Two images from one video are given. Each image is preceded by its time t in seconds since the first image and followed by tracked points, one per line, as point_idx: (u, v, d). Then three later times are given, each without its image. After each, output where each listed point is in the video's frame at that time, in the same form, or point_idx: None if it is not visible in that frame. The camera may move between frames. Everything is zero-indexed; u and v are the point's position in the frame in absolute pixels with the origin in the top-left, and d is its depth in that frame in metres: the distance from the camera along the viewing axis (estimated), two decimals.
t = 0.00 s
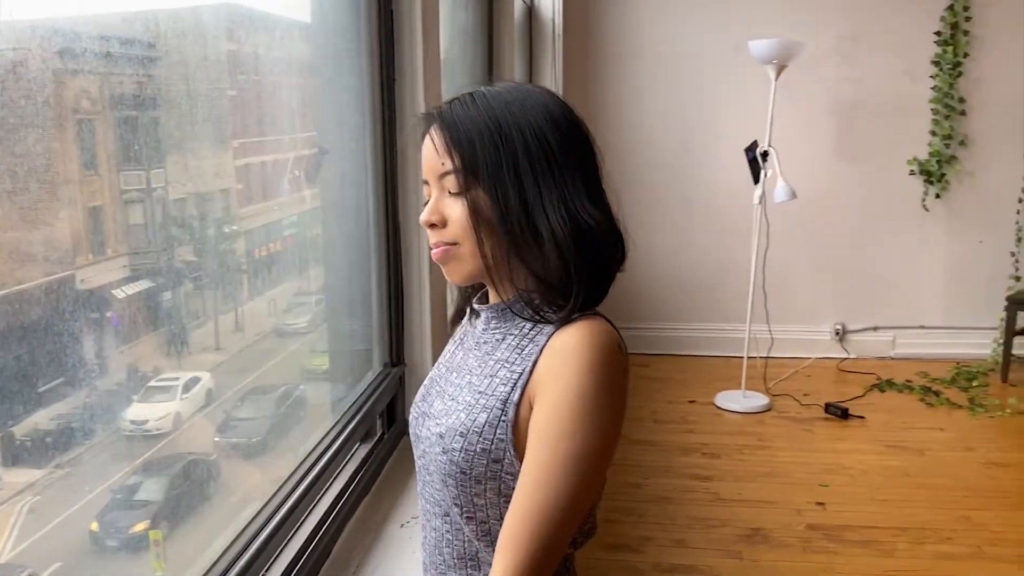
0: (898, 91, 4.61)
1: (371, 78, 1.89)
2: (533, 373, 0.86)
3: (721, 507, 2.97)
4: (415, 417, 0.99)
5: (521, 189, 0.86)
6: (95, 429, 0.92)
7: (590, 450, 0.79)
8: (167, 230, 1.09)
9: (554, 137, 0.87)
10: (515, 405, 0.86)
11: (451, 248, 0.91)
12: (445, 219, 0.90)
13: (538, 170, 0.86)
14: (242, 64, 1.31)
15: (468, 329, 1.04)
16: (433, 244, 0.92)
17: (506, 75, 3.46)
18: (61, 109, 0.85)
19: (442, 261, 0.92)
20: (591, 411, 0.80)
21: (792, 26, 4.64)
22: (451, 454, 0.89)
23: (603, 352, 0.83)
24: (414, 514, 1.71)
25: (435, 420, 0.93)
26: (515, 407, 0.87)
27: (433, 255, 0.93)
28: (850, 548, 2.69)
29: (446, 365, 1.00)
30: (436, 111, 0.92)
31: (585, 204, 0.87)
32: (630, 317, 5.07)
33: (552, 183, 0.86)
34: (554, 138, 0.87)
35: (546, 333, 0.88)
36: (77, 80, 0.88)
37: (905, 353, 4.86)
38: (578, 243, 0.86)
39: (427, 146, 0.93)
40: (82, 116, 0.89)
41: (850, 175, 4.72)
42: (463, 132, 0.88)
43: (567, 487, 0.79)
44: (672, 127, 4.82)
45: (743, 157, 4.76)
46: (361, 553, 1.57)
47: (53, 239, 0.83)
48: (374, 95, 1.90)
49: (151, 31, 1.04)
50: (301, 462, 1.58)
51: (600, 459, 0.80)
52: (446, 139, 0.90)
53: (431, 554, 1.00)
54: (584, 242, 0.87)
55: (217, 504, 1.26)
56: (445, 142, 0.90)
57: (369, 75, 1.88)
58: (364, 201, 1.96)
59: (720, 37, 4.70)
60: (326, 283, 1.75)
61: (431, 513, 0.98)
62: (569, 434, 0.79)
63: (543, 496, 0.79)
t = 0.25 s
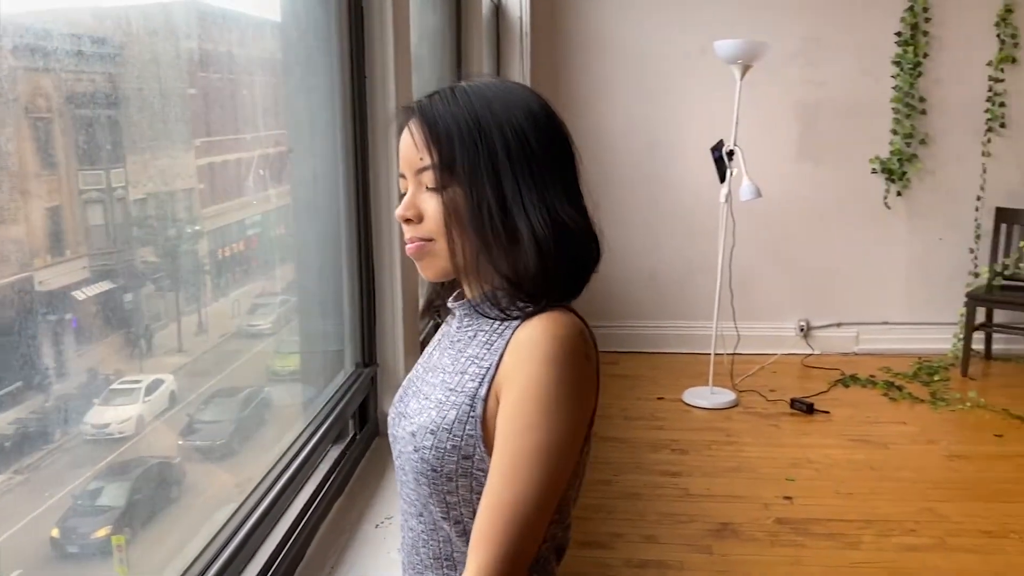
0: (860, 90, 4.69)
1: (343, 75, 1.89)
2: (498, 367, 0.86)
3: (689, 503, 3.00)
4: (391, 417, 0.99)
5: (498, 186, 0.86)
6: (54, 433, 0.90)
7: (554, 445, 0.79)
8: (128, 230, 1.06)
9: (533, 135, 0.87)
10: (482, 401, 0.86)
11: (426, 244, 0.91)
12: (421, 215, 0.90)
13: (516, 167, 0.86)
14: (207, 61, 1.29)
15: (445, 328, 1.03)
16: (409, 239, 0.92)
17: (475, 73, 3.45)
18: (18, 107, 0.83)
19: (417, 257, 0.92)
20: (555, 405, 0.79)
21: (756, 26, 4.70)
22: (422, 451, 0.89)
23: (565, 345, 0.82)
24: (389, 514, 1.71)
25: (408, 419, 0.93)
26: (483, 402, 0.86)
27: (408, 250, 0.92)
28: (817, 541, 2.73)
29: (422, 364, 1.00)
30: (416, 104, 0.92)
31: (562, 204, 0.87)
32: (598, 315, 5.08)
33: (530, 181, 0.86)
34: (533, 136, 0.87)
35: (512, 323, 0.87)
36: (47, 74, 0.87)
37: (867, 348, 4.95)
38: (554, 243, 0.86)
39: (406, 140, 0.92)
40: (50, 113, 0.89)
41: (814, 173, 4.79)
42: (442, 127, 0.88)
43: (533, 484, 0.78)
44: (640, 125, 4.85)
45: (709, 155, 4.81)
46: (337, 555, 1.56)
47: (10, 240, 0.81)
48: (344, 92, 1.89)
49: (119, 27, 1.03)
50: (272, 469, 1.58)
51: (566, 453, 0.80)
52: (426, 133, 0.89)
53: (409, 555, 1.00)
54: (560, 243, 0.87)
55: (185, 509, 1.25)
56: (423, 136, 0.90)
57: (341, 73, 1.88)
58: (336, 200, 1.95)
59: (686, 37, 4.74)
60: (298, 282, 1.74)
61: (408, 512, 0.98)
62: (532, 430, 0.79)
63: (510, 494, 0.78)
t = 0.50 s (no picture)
0: (830, 91, 4.75)
1: (316, 74, 1.89)
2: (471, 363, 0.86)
3: (665, 500, 3.02)
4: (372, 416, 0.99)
5: (474, 190, 0.86)
6: (22, 436, 0.88)
7: (525, 442, 0.79)
8: (97, 231, 1.05)
9: (509, 137, 0.87)
10: (456, 397, 0.86)
11: (405, 248, 0.91)
12: (400, 220, 0.90)
13: (492, 171, 0.86)
14: (178, 59, 1.28)
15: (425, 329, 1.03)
16: (387, 244, 0.92)
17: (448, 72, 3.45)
18: None
19: (396, 261, 0.92)
20: (524, 402, 0.79)
21: (728, 27, 4.74)
22: (398, 449, 0.89)
23: (534, 341, 0.82)
24: (366, 513, 1.71)
25: (386, 418, 0.93)
26: (456, 399, 0.86)
27: (387, 254, 0.93)
28: (790, 537, 2.76)
29: (402, 364, 1.00)
30: (392, 106, 0.91)
31: (539, 206, 0.87)
32: (573, 315, 5.10)
33: (508, 185, 0.86)
34: (509, 138, 0.87)
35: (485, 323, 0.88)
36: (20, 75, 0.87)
37: (838, 345, 5.01)
38: (531, 245, 0.86)
39: (383, 142, 0.92)
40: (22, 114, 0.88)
41: (786, 173, 4.84)
42: (418, 130, 0.88)
43: (503, 482, 0.78)
44: (614, 124, 4.86)
45: (683, 155, 4.84)
46: (313, 557, 1.55)
47: None
48: (318, 91, 1.89)
49: (90, 24, 1.02)
50: (245, 472, 1.56)
51: (538, 450, 0.80)
52: (402, 137, 0.89)
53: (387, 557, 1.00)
54: (538, 245, 0.87)
55: (156, 512, 1.23)
56: (399, 140, 0.89)
57: (315, 72, 1.88)
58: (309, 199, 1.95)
59: (659, 36, 4.76)
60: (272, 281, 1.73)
61: (385, 513, 0.97)
62: (502, 427, 0.79)
63: (481, 492, 0.78)
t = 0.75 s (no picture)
0: (801, 92, 4.80)
1: (290, 72, 1.87)
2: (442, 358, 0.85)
3: (639, 497, 3.03)
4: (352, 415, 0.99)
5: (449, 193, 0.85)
6: None
7: (492, 442, 0.78)
8: (66, 231, 1.03)
9: (484, 140, 0.87)
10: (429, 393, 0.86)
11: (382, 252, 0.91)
12: (378, 224, 0.91)
13: (468, 173, 0.85)
14: (150, 57, 1.27)
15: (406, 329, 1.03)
16: (364, 248, 0.92)
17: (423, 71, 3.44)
18: None
19: (372, 265, 0.92)
20: (489, 401, 0.79)
21: (701, 27, 4.77)
22: (373, 446, 0.89)
23: (499, 338, 0.81)
24: (342, 513, 1.71)
25: (364, 416, 0.93)
26: (430, 395, 0.86)
27: (363, 258, 0.93)
28: (763, 533, 2.78)
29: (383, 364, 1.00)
30: (370, 109, 0.91)
31: (515, 209, 0.87)
32: (548, 314, 5.10)
33: (488, 188, 0.86)
34: (485, 140, 0.87)
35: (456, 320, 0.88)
36: None
37: (809, 343, 5.06)
38: (507, 249, 0.86)
39: (360, 145, 0.92)
40: None
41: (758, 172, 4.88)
42: (394, 133, 0.87)
43: (472, 482, 0.78)
44: (588, 124, 4.88)
45: (656, 154, 4.86)
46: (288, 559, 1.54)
47: None
48: (292, 90, 1.88)
49: (60, 21, 1.00)
50: (220, 473, 1.55)
51: (506, 449, 0.79)
52: (381, 140, 0.89)
53: (365, 557, 0.99)
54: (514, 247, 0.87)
55: (127, 515, 1.22)
56: (376, 143, 0.89)
57: (289, 70, 1.87)
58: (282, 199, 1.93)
59: (633, 36, 4.79)
60: (245, 279, 1.72)
61: (364, 512, 0.97)
62: (468, 426, 0.78)
63: (450, 493, 0.78)
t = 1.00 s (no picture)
0: (781, 92, 4.84)
1: (271, 72, 1.87)
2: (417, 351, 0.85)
3: (621, 496, 3.04)
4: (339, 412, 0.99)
5: (436, 194, 0.85)
6: None
7: (463, 435, 0.78)
8: (43, 232, 1.02)
9: (473, 140, 0.87)
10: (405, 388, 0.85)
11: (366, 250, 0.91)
12: (363, 222, 0.91)
13: (456, 174, 0.86)
14: (132, 56, 1.26)
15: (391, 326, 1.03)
16: (348, 245, 0.92)
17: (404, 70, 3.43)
18: None
19: (355, 263, 0.92)
20: (461, 399, 0.79)
21: (681, 28, 4.80)
22: (355, 442, 0.89)
23: (467, 330, 0.80)
24: (324, 511, 1.71)
25: (347, 413, 0.93)
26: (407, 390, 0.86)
27: (346, 255, 0.92)
28: (743, 530, 2.80)
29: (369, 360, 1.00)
30: (360, 104, 0.91)
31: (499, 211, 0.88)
32: (530, 314, 5.10)
33: (478, 191, 0.86)
34: (473, 141, 0.87)
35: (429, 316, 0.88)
36: None
37: (789, 342, 5.10)
38: (491, 252, 0.86)
39: (346, 141, 0.91)
40: None
41: (737, 172, 4.92)
42: (384, 131, 0.87)
43: (446, 478, 0.78)
44: (569, 124, 4.89)
45: (638, 155, 4.88)
46: (271, 559, 1.54)
47: None
48: (274, 87, 1.87)
49: (38, 15, 1.00)
50: (200, 474, 1.54)
51: (476, 445, 0.79)
52: (372, 139, 0.88)
53: (351, 555, 0.99)
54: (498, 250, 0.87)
55: (108, 516, 1.21)
56: (365, 140, 0.89)
57: (270, 68, 1.86)
58: (264, 198, 1.92)
59: (614, 36, 4.80)
60: (228, 277, 1.72)
61: (349, 509, 0.97)
62: (438, 422, 0.79)
63: (424, 489, 0.78)
